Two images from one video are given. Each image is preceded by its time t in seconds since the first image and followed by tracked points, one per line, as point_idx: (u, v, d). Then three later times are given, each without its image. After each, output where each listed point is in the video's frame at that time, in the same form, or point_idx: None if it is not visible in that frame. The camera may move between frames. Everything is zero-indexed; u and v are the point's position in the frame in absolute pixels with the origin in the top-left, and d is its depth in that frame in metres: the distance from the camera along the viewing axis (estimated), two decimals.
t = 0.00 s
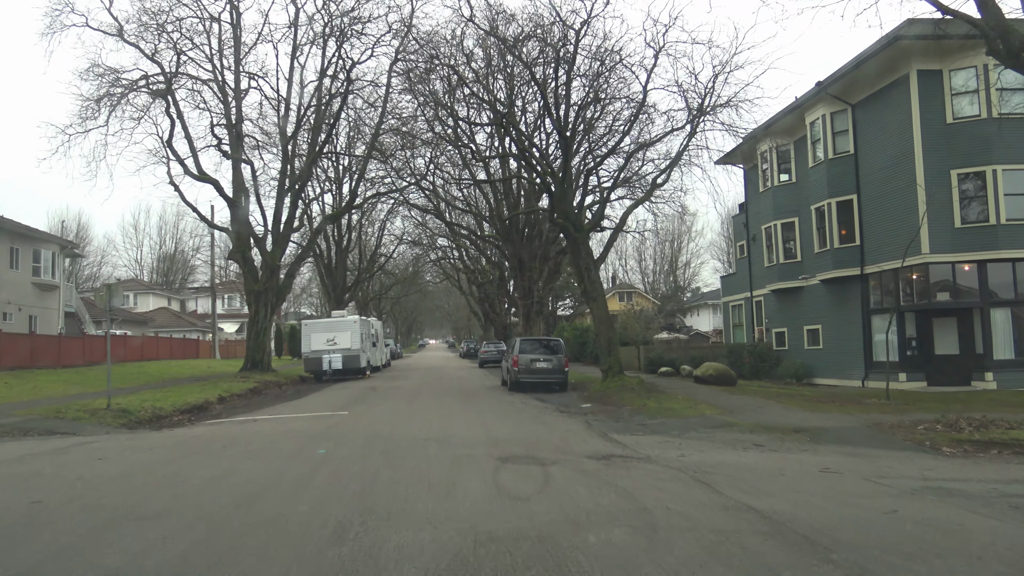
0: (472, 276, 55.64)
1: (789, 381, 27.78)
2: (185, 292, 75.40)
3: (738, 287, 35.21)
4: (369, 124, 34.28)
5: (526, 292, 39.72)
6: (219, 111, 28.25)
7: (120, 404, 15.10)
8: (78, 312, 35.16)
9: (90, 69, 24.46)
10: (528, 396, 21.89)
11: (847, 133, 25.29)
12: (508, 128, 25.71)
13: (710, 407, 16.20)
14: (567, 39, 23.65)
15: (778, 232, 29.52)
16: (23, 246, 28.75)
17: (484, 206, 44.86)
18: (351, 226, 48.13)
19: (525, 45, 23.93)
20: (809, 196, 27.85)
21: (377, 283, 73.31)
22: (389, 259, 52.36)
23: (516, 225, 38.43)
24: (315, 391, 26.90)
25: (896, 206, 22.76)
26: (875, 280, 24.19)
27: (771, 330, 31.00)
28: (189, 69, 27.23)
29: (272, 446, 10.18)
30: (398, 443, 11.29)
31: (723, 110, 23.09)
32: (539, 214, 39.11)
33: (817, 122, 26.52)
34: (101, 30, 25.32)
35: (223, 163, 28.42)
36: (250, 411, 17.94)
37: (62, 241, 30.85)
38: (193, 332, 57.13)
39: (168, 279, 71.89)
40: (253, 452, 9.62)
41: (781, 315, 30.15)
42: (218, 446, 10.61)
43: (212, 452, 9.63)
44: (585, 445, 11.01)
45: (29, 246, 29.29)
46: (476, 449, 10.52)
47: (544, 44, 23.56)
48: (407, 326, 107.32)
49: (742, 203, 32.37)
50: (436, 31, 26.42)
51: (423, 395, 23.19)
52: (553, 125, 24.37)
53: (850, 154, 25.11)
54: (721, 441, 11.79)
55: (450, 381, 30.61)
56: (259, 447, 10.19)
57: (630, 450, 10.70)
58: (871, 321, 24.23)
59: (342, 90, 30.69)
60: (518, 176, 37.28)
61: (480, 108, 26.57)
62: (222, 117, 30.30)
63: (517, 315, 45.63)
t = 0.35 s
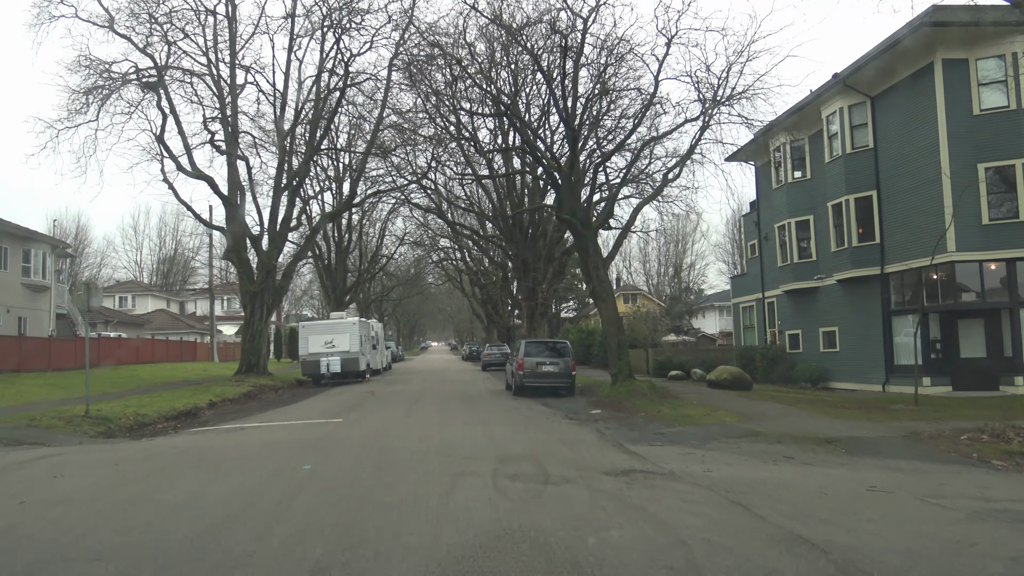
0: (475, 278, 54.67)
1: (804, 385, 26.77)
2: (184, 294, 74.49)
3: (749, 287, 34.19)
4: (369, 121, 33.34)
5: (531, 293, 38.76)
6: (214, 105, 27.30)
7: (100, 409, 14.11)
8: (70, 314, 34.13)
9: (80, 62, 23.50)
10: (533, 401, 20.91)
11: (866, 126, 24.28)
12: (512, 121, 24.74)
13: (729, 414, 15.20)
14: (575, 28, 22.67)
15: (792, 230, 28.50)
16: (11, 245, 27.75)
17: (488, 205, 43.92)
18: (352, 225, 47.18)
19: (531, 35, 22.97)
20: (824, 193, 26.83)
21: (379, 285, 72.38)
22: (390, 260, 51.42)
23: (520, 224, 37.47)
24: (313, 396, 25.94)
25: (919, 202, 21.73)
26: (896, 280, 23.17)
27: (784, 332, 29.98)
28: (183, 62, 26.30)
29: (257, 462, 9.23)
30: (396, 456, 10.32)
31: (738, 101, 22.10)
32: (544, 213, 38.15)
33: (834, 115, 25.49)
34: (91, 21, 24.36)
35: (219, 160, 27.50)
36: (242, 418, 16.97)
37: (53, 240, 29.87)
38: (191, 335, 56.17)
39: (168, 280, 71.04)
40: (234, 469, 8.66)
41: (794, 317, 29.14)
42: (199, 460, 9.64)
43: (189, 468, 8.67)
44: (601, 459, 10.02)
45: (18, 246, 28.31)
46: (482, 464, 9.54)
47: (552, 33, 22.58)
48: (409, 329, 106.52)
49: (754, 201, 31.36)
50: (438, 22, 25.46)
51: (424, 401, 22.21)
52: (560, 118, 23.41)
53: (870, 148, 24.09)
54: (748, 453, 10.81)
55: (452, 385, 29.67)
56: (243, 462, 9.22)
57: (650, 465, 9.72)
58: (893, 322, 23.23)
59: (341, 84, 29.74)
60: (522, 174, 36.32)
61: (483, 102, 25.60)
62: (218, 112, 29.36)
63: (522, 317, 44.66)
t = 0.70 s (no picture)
0: (504, 279, 53.72)
1: (853, 385, 25.35)
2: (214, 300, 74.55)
3: (789, 284, 32.75)
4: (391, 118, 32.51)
5: (561, 292, 37.70)
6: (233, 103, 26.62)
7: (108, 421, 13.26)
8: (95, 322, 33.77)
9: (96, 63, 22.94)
10: (569, 406, 19.81)
11: (915, 109, 22.79)
12: (539, 112, 23.67)
13: (784, 420, 13.99)
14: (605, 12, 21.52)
15: (835, 222, 27.05)
16: (32, 252, 27.31)
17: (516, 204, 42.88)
18: (378, 227, 46.48)
19: (558, 20, 21.87)
20: (871, 181, 25.37)
21: (407, 287, 71.73)
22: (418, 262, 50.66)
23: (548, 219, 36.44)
24: (339, 402, 25.09)
25: (978, 188, 20.25)
26: (953, 272, 21.70)
27: (829, 330, 28.55)
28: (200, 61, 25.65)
29: (270, 488, 8.27)
30: (427, 478, 9.28)
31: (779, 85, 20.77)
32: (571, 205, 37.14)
33: (880, 99, 24.02)
34: (105, 20, 23.76)
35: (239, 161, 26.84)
36: (262, 427, 16.11)
37: (74, 246, 29.42)
38: (219, 340, 55.96)
39: (197, 287, 71.14)
40: (246, 497, 7.74)
41: (840, 313, 27.70)
42: (207, 484, 8.69)
43: (195, 494, 7.75)
44: (654, 478, 8.95)
45: (41, 252, 27.85)
46: (521, 486, 8.52)
47: (580, 18, 21.46)
48: (439, 332, 106.01)
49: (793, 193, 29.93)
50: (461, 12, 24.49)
51: (455, 407, 21.24)
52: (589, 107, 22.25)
53: (920, 133, 22.61)
54: (817, 467, 9.66)
55: (484, 389, 28.74)
56: (253, 486, 8.27)
57: (710, 484, 8.60)
58: (951, 317, 21.81)
59: (362, 80, 28.95)
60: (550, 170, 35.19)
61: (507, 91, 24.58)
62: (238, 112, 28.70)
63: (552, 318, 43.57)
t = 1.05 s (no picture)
0: (626, 289, 51.80)
1: None
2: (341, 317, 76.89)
3: (946, 285, 29.13)
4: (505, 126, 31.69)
5: (688, 302, 35.51)
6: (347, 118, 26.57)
7: (214, 439, 12.94)
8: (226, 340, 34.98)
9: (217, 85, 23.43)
10: (703, 424, 18.00)
11: None
12: (661, 106, 21.97)
13: (968, 444, 11.64)
14: None
15: (1003, 213, 23.62)
16: (162, 273, 28.54)
17: (636, 210, 41.03)
18: (496, 239, 45.90)
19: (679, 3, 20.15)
20: None
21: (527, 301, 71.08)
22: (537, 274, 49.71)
23: (671, 224, 34.43)
24: (458, 418, 24.31)
25: None
26: None
27: (999, 335, 24.97)
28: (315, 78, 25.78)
29: (366, 529, 7.26)
30: (540, 516, 7.95)
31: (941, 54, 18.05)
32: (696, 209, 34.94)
33: None
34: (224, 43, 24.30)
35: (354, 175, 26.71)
36: (375, 446, 15.41)
37: (200, 267, 30.64)
38: (345, 357, 57.29)
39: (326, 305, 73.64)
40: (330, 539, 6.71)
41: (1013, 316, 24.13)
42: (300, 522, 7.82)
43: (276, 533, 6.84)
44: (818, 522, 7.21)
45: (171, 272, 29.11)
46: (651, 531, 7.03)
47: None
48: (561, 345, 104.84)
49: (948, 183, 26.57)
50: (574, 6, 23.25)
51: (578, 425, 19.87)
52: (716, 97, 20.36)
53: None
54: None
55: (608, 404, 27.16)
56: (347, 528, 7.29)
57: (897, 530, 6.86)
58: None
59: (474, 89, 28.27)
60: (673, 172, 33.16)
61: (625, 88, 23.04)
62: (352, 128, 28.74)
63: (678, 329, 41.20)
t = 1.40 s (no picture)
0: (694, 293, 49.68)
1: None
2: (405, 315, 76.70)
3: None
4: (572, 119, 30.33)
5: (761, 309, 33.43)
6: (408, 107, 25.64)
7: (238, 436, 12.03)
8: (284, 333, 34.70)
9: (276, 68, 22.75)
10: (777, 441, 16.24)
11: None
12: (742, 92, 20.15)
13: None
14: None
15: None
16: (219, 263, 28.40)
17: (709, 210, 38.96)
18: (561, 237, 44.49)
19: None
20: None
21: (591, 304, 69.41)
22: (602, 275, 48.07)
23: (746, 225, 32.46)
24: (512, 422, 23.02)
25: None
26: None
27: None
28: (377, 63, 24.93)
29: (373, 568, 6.02)
30: (581, 552, 6.66)
31: None
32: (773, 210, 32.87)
33: None
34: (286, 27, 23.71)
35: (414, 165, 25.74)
36: (416, 450, 14.26)
37: (259, 258, 30.43)
38: (405, 354, 56.82)
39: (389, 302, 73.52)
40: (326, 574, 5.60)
41: None
42: (303, 550, 6.65)
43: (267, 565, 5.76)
44: None
45: (227, 261, 28.93)
46: None
47: None
48: (625, 350, 102.47)
49: None
50: None
51: (638, 436, 18.31)
52: (803, 83, 18.54)
53: None
54: None
55: (671, 413, 25.46)
56: (353, 567, 6.07)
57: None
58: None
59: (540, 79, 27.01)
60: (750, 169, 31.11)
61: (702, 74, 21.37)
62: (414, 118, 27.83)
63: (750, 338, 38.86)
